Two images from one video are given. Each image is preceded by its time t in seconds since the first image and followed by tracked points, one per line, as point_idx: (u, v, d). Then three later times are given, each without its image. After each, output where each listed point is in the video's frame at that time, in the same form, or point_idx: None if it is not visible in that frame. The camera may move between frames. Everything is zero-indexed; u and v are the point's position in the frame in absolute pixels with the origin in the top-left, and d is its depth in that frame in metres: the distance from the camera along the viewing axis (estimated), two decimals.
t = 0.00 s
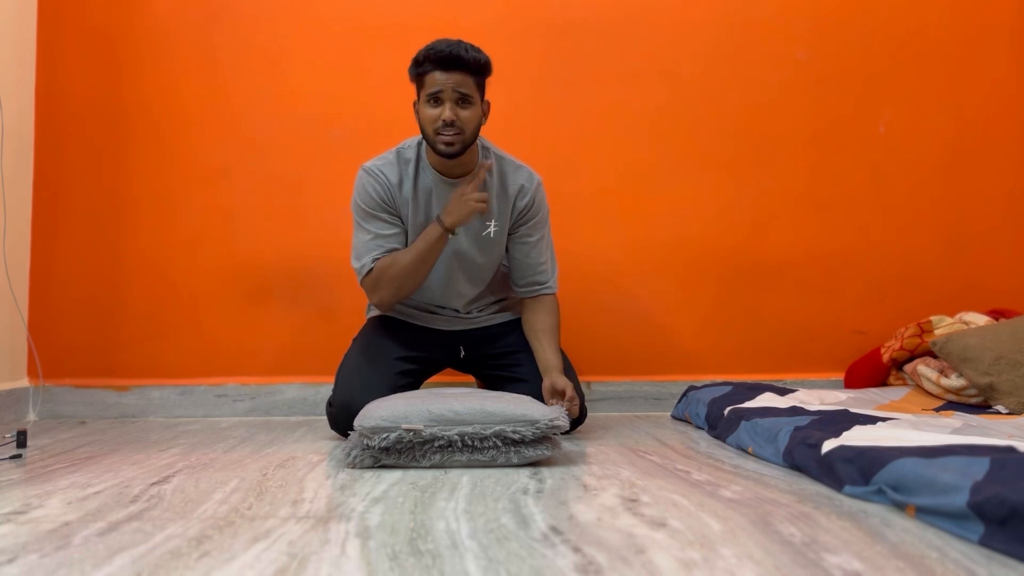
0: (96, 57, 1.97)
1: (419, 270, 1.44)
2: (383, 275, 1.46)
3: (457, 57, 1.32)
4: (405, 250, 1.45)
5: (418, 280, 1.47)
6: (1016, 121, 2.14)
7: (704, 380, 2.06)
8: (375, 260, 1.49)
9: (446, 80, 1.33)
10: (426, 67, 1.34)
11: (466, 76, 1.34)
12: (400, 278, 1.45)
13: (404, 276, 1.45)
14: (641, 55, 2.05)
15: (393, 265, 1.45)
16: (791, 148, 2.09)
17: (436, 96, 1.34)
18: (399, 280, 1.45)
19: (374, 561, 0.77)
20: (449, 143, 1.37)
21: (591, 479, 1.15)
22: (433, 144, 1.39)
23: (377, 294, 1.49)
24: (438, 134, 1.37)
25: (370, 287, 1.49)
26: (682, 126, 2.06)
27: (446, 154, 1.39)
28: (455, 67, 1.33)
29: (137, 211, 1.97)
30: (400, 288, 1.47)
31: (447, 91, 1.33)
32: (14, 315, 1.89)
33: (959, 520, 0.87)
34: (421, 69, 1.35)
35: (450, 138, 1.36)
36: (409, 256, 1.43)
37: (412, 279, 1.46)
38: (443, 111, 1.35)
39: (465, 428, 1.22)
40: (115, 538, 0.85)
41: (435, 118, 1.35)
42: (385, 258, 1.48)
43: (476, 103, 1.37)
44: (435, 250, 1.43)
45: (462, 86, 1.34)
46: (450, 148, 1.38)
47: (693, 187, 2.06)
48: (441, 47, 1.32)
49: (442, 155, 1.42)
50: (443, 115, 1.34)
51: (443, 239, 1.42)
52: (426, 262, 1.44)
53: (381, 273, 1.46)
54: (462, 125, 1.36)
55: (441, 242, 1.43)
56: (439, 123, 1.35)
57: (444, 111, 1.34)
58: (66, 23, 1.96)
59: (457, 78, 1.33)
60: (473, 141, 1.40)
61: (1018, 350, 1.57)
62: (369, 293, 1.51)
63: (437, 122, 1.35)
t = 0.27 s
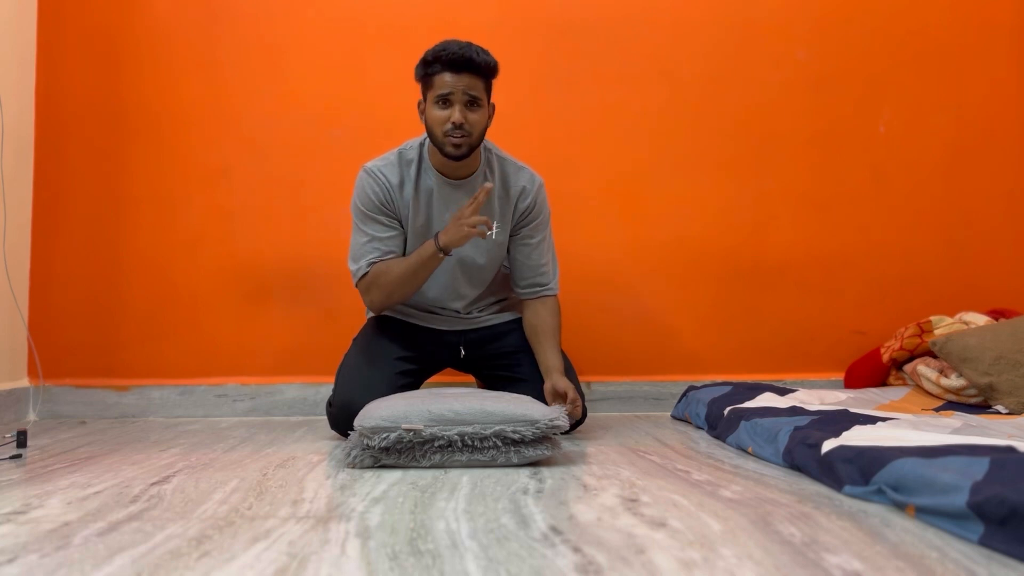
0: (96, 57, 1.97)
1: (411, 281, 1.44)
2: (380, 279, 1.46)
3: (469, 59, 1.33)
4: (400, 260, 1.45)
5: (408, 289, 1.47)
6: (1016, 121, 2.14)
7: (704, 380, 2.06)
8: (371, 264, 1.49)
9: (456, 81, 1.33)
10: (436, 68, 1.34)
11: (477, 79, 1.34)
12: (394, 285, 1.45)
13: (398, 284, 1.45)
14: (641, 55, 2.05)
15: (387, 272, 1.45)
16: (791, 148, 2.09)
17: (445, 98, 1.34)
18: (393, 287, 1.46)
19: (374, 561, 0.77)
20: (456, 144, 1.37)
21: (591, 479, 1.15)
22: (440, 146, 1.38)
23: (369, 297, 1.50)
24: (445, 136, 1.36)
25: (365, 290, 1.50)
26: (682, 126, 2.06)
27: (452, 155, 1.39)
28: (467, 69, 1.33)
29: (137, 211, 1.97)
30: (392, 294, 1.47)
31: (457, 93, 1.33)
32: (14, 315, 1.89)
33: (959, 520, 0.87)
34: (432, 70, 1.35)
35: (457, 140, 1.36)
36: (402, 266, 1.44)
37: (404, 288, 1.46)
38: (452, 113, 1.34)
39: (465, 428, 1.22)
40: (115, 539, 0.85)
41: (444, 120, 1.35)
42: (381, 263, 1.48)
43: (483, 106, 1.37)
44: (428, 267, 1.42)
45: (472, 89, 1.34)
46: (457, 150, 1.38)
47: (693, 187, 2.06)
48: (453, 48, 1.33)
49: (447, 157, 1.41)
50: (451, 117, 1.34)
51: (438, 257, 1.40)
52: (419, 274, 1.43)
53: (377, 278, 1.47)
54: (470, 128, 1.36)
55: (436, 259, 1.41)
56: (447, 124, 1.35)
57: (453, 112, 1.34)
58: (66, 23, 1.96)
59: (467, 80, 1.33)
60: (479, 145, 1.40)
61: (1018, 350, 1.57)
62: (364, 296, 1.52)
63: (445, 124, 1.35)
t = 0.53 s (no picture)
0: (96, 57, 1.97)
1: (423, 274, 1.44)
2: (384, 278, 1.47)
3: (452, 55, 1.33)
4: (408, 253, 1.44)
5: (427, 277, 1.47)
6: (1016, 121, 2.14)
7: (704, 380, 2.06)
8: (377, 263, 1.49)
9: (441, 79, 1.33)
10: (421, 69, 1.34)
11: (461, 74, 1.34)
12: (403, 281, 1.45)
13: (408, 280, 1.45)
14: (641, 55, 2.05)
15: (394, 269, 1.45)
16: (791, 148, 2.09)
17: (431, 96, 1.34)
18: (401, 285, 1.46)
19: (374, 561, 0.77)
20: (447, 142, 1.36)
21: (591, 479, 1.15)
22: (432, 145, 1.38)
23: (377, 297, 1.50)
24: (435, 134, 1.36)
25: (371, 291, 1.50)
26: (682, 125, 2.06)
27: (445, 153, 1.38)
28: (450, 66, 1.33)
29: (137, 211, 1.97)
30: (403, 291, 1.47)
31: (443, 90, 1.33)
32: (14, 315, 1.89)
33: (959, 520, 0.87)
34: (417, 71, 1.35)
35: (448, 137, 1.35)
36: (412, 259, 1.43)
37: (415, 283, 1.46)
38: (439, 111, 1.34)
39: (465, 428, 1.22)
40: (115, 538, 0.85)
41: (432, 119, 1.35)
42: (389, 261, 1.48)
43: (472, 101, 1.37)
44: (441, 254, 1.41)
45: (458, 84, 1.34)
46: (449, 147, 1.37)
47: (693, 187, 2.06)
48: (435, 46, 1.33)
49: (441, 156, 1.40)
50: (439, 114, 1.34)
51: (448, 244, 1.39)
52: (431, 265, 1.43)
53: (382, 277, 1.47)
54: (459, 123, 1.35)
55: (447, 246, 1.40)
56: (436, 122, 1.35)
57: (440, 110, 1.34)
58: (66, 23, 1.96)
59: (452, 76, 1.33)
60: (471, 140, 1.39)
61: (1018, 350, 1.57)
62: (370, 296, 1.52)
63: (434, 122, 1.35)
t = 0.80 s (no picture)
0: (96, 57, 1.97)
1: (428, 265, 1.46)
2: (389, 275, 1.47)
3: (439, 58, 1.32)
4: (413, 246, 1.46)
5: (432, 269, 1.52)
6: (1016, 121, 2.14)
7: (704, 380, 2.06)
8: (383, 259, 1.49)
9: (430, 83, 1.32)
10: (411, 73, 1.34)
11: (451, 76, 1.33)
12: (408, 275, 1.47)
13: (414, 273, 1.46)
14: (641, 55, 2.05)
15: (399, 262, 1.46)
16: (791, 148, 2.09)
17: (422, 100, 1.34)
18: (409, 278, 1.47)
19: (374, 561, 0.77)
20: (439, 145, 1.36)
21: (591, 479, 1.15)
22: (425, 149, 1.38)
23: (385, 294, 1.50)
24: (428, 138, 1.36)
25: (376, 288, 1.50)
26: (682, 125, 2.06)
27: (438, 156, 1.39)
28: (439, 69, 1.32)
29: (137, 211, 1.97)
30: (410, 286, 1.48)
31: (433, 94, 1.33)
32: (14, 315, 1.89)
33: (959, 520, 0.87)
34: (407, 75, 1.35)
35: (439, 140, 1.36)
36: (418, 251, 1.45)
37: (420, 276, 1.47)
38: (431, 115, 1.34)
39: (464, 428, 1.22)
40: (115, 538, 0.85)
41: (423, 123, 1.35)
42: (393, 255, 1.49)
43: (463, 103, 1.36)
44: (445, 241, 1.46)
45: (447, 87, 1.33)
46: (442, 150, 1.38)
47: (693, 187, 2.06)
48: (422, 50, 1.32)
49: (436, 159, 1.41)
50: (430, 118, 1.34)
51: (450, 232, 1.45)
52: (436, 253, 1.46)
53: (387, 273, 1.47)
54: (451, 126, 1.35)
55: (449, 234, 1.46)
56: (428, 126, 1.35)
57: (430, 114, 1.34)
58: (66, 23, 1.96)
59: (441, 79, 1.33)
60: (465, 142, 1.39)
61: (1018, 350, 1.57)
62: (374, 294, 1.52)
63: (425, 126, 1.35)
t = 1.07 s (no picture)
0: (96, 57, 1.97)
1: (427, 267, 1.47)
2: (388, 277, 1.47)
3: (441, 58, 1.32)
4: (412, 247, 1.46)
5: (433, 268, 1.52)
6: (1016, 121, 2.14)
7: (704, 380, 2.06)
8: (381, 261, 1.49)
9: (431, 84, 1.32)
10: (412, 73, 1.34)
11: (452, 78, 1.33)
12: (408, 276, 1.47)
13: (413, 275, 1.46)
14: (641, 55, 2.05)
15: (398, 264, 1.46)
16: (791, 148, 2.09)
17: (423, 101, 1.34)
18: (407, 280, 1.47)
19: (374, 561, 0.77)
20: (439, 146, 1.36)
21: (591, 479, 1.15)
22: (425, 149, 1.38)
23: (383, 295, 1.50)
24: (428, 139, 1.36)
25: (375, 290, 1.50)
26: (682, 125, 2.06)
27: (438, 158, 1.39)
28: (441, 70, 1.32)
29: (137, 211, 1.97)
30: (409, 287, 1.48)
31: (434, 95, 1.33)
32: (14, 315, 1.89)
33: (959, 520, 0.87)
34: (408, 75, 1.35)
35: (439, 141, 1.36)
36: (417, 253, 1.45)
37: (419, 277, 1.47)
38: (431, 115, 1.34)
39: (464, 428, 1.22)
40: (115, 538, 0.85)
41: (424, 124, 1.35)
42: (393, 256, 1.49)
43: (464, 104, 1.36)
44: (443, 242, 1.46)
45: (448, 88, 1.33)
46: (441, 151, 1.38)
47: (693, 187, 2.06)
48: (424, 50, 1.32)
49: (435, 160, 1.41)
50: (430, 120, 1.34)
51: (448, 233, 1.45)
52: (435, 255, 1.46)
53: (386, 275, 1.47)
54: (451, 127, 1.35)
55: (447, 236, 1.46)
56: (428, 127, 1.35)
57: (431, 115, 1.34)
58: (66, 23, 1.96)
59: (442, 80, 1.33)
60: (464, 143, 1.39)
61: (1018, 350, 1.57)
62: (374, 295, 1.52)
63: (425, 127, 1.35)
